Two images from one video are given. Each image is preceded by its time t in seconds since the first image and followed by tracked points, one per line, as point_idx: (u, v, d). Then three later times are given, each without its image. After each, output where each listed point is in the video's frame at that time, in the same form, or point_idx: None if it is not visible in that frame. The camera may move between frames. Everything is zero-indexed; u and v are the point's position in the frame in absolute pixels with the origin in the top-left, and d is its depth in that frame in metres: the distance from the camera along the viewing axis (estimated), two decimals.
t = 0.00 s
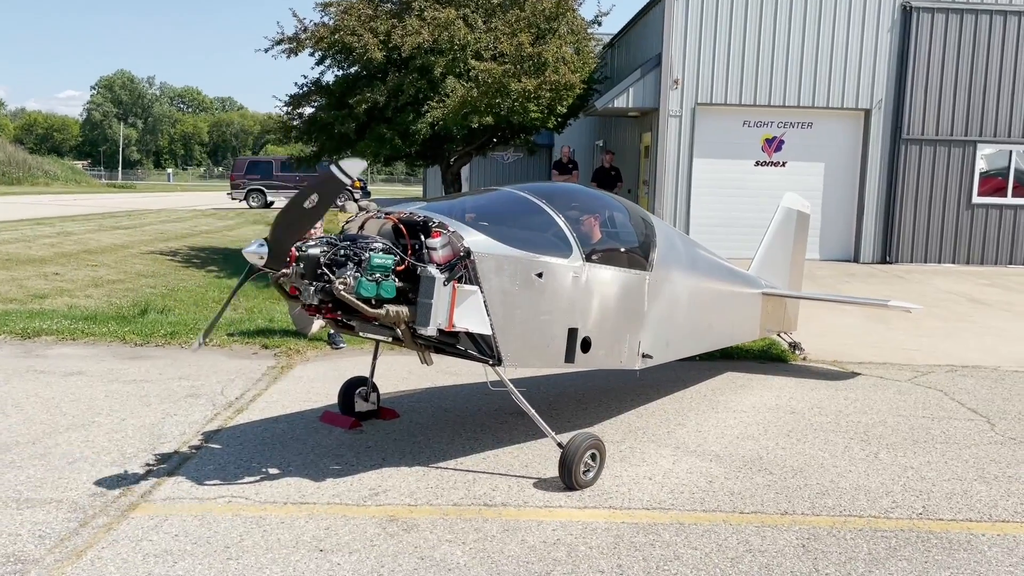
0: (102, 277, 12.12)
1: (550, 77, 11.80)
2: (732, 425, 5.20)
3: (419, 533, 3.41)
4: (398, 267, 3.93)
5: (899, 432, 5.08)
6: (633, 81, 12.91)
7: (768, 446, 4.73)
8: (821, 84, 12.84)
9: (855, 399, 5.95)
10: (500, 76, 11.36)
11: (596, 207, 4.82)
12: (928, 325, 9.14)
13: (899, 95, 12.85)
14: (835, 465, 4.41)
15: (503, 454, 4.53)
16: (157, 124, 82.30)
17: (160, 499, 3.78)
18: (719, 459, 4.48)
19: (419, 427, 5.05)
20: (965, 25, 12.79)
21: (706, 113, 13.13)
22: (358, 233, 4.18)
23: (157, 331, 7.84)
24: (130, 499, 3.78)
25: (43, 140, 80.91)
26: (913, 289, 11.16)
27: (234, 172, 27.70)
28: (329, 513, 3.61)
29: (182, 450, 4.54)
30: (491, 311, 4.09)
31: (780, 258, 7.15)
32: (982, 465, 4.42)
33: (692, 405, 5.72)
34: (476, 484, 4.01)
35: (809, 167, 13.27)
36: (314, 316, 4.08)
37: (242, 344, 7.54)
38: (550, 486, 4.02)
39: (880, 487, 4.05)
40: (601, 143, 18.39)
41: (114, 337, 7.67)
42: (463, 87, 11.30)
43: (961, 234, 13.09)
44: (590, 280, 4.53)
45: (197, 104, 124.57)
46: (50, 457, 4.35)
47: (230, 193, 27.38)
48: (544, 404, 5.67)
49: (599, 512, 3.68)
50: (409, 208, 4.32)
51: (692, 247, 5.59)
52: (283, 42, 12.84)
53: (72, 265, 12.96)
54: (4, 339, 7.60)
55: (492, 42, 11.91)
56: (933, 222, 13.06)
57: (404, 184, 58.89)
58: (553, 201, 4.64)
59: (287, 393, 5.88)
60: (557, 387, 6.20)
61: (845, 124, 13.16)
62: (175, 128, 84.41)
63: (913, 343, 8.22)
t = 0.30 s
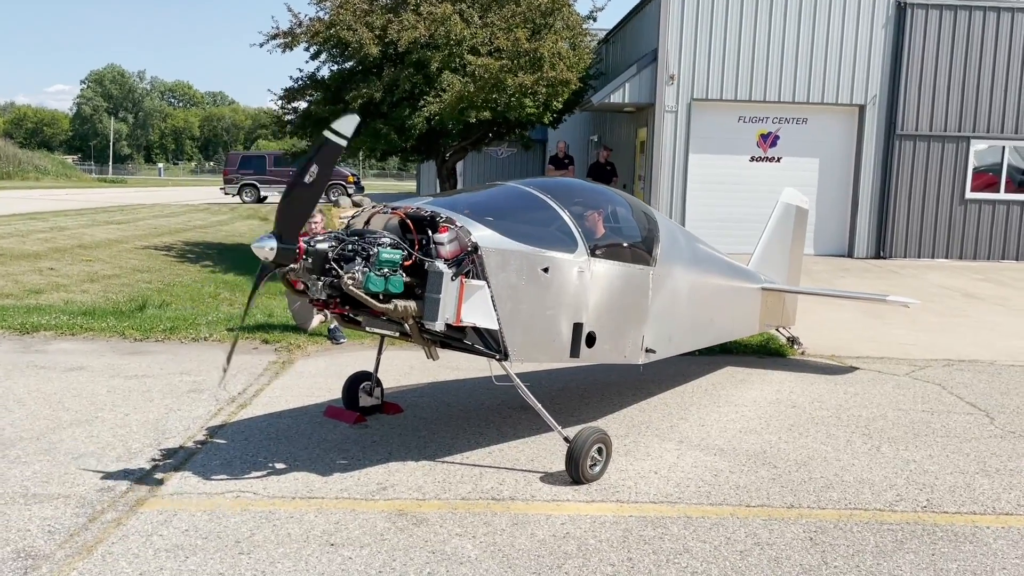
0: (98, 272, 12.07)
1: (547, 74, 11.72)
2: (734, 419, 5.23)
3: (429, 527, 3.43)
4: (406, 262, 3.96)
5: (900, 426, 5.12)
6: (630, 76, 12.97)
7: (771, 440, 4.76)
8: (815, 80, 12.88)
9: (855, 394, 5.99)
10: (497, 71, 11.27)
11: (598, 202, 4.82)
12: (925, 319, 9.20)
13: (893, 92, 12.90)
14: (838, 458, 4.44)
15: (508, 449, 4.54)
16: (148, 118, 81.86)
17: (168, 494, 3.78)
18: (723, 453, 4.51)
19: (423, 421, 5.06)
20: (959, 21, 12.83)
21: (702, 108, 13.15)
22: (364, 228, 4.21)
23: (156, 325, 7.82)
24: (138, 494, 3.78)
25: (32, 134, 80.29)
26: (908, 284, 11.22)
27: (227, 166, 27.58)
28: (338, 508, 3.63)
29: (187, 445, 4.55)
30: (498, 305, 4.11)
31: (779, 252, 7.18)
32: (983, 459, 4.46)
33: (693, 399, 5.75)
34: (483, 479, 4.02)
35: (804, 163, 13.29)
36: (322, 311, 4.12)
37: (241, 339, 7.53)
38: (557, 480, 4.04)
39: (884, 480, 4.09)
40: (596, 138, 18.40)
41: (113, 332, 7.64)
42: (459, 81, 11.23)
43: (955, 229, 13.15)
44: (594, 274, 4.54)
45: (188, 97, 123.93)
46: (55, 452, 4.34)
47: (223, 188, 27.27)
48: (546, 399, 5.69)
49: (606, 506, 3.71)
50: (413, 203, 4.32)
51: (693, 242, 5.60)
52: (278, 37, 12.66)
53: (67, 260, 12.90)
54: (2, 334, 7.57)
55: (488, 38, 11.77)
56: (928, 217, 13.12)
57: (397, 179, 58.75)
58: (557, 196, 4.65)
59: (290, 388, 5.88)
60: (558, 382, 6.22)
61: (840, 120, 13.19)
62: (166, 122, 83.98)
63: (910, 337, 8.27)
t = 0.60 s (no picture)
0: (91, 269, 12.00)
1: (543, 70, 11.64)
2: (733, 417, 5.23)
3: (430, 526, 3.41)
4: (406, 260, 3.95)
5: (898, 423, 5.13)
6: (626, 73, 12.89)
7: (770, 438, 4.76)
8: (811, 77, 12.87)
9: (853, 390, 6.00)
10: (493, 67, 11.21)
11: (597, 200, 4.81)
12: (921, 316, 9.23)
13: (888, 88, 12.91)
14: (837, 456, 4.45)
15: (508, 447, 4.53)
16: (140, 114, 81.47)
17: (167, 493, 3.76)
18: (723, 450, 4.51)
19: (422, 419, 5.05)
20: (954, 18, 12.85)
21: (698, 105, 13.14)
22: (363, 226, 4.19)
23: (152, 323, 7.78)
24: (136, 493, 3.76)
25: (22, 130, 79.70)
26: (903, 281, 11.24)
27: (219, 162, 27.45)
28: (338, 506, 3.61)
29: (185, 443, 4.52)
30: (498, 303, 4.09)
31: (777, 249, 7.18)
32: (981, 456, 4.47)
33: (692, 396, 5.75)
34: (483, 477, 4.01)
35: (800, 160, 13.31)
36: (323, 309, 4.12)
37: (238, 336, 7.50)
38: (557, 478, 4.03)
39: (883, 478, 4.09)
40: (591, 135, 18.37)
41: (108, 330, 7.60)
42: (454, 77, 11.17)
43: (949, 226, 13.19)
44: (594, 272, 4.53)
45: (180, 93, 123.41)
46: (52, 451, 4.31)
47: (216, 184, 27.15)
48: (545, 397, 5.68)
49: (608, 504, 3.70)
50: (413, 200, 4.31)
51: (693, 239, 5.59)
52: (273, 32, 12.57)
53: (60, 257, 12.82)
54: None
55: (485, 34, 11.69)
56: (922, 214, 13.15)
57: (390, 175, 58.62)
58: (556, 193, 4.64)
59: (287, 386, 5.86)
60: (556, 379, 6.21)
61: (836, 117, 13.20)
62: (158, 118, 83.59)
63: (906, 334, 8.28)
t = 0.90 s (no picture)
0: (86, 266, 11.97)
1: (539, 66, 11.59)
2: (729, 413, 5.23)
3: (426, 524, 3.41)
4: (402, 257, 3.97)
5: (894, 420, 5.13)
6: (622, 69, 12.86)
7: (767, 434, 4.77)
8: (807, 73, 12.87)
9: (849, 387, 6.01)
10: (489, 62, 11.15)
11: (594, 197, 4.80)
12: (917, 312, 9.24)
13: (884, 85, 12.91)
14: (834, 452, 4.45)
15: (505, 444, 4.53)
16: (135, 111, 81.22)
17: (162, 491, 3.76)
18: (719, 447, 4.51)
19: (418, 416, 5.04)
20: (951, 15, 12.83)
21: (694, 101, 13.13)
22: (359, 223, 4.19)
23: (147, 320, 7.77)
24: (132, 491, 3.75)
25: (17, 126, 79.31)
26: (899, 277, 11.26)
27: (215, 159, 27.41)
28: (334, 504, 3.61)
29: (181, 441, 4.51)
30: (494, 300, 4.09)
31: (773, 245, 7.18)
32: (977, 452, 4.48)
33: (688, 393, 5.75)
34: (480, 474, 4.01)
35: (796, 156, 13.31)
36: (317, 307, 4.11)
37: (234, 333, 7.49)
38: (554, 475, 4.03)
39: (879, 475, 4.10)
40: (587, 132, 18.36)
41: (104, 327, 7.59)
42: (450, 74, 11.14)
43: (945, 222, 13.21)
44: (590, 269, 4.52)
45: (175, 90, 123.03)
46: (47, 449, 4.30)
47: (212, 180, 27.10)
48: (541, 394, 5.68)
49: (604, 501, 3.70)
50: (409, 197, 4.31)
51: (689, 237, 5.58)
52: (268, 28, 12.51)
53: (55, 254, 12.79)
54: None
55: (481, 30, 11.74)
56: (918, 211, 13.17)
57: (387, 172, 58.55)
58: (552, 189, 4.64)
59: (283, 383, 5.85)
60: (553, 376, 6.21)
61: (832, 113, 13.20)
62: (152, 114, 83.30)
63: (902, 331, 8.29)
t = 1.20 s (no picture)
0: (83, 263, 11.95)
1: (536, 62, 11.59)
2: (725, 409, 5.24)
3: (422, 518, 3.42)
4: (397, 253, 3.97)
5: (890, 415, 5.14)
6: (619, 65, 12.85)
7: (763, 429, 4.77)
8: (805, 69, 12.88)
9: (846, 382, 6.02)
10: (486, 58, 11.12)
11: (591, 193, 4.80)
12: (913, 308, 9.25)
13: (882, 81, 12.92)
14: (829, 447, 4.46)
15: (501, 439, 4.54)
16: (132, 108, 81.09)
17: (159, 486, 3.76)
18: (715, 442, 4.52)
19: (415, 412, 5.05)
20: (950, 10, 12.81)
21: (692, 97, 13.13)
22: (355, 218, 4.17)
23: (144, 317, 7.76)
24: (128, 487, 3.75)
25: (15, 124, 79.11)
26: (896, 273, 11.26)
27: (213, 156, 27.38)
28: (330, 499, 3.61)
29: (177, 437, 4.51)
30: (491, 296, 4.09)
31: (770, 241, 7.19)
32: (973, 447, 4.49)
33: (685, 389, 5.76)
34: (476, 470, 4.01)
35: (794, 153, 13.31)
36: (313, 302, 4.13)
37: (231, 330, 7.48)
38: (550, 470, 4.04)
39: (875, 469, 4.10)
40: (585, 128, 18.35)
41: (101, 324, 7.58)
42: (448, 70, 11.12)
43: (942, 218, 13.22)
44: (587, 265, 4.53)
45: (173, 87, 122.82)
46: (43, 445, 4.30)
47: (210, 177, 27.07)
48: (538, 390, 5.68)
49: (600, 496, 3.71)
50: (405, 193, 4.31)
51: (686, 232, 5.58)
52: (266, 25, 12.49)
53: (53, 251, 12.77)
54: None
55: (478, 27, 11.65)
56: (916, 206, 13.17)
57: (385, 170, 58.49)
58: (549, 185, 4.64)
59: (280, 380, 5.85)
60: (549, 373, 6.21)
61: (829, 109, 13.20)
62: (150, 112, 83.13)
63: (899, 327, 8.30)
